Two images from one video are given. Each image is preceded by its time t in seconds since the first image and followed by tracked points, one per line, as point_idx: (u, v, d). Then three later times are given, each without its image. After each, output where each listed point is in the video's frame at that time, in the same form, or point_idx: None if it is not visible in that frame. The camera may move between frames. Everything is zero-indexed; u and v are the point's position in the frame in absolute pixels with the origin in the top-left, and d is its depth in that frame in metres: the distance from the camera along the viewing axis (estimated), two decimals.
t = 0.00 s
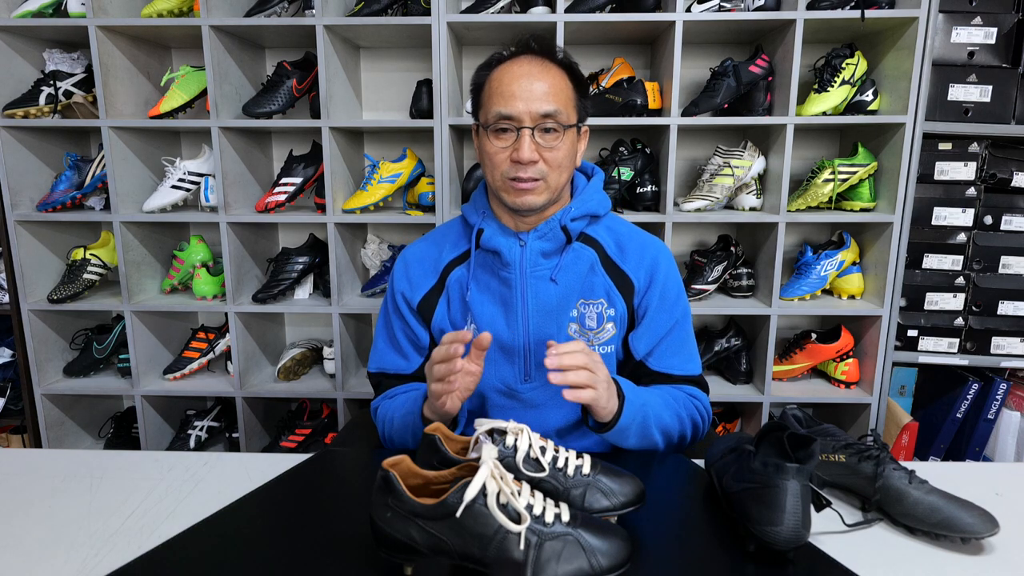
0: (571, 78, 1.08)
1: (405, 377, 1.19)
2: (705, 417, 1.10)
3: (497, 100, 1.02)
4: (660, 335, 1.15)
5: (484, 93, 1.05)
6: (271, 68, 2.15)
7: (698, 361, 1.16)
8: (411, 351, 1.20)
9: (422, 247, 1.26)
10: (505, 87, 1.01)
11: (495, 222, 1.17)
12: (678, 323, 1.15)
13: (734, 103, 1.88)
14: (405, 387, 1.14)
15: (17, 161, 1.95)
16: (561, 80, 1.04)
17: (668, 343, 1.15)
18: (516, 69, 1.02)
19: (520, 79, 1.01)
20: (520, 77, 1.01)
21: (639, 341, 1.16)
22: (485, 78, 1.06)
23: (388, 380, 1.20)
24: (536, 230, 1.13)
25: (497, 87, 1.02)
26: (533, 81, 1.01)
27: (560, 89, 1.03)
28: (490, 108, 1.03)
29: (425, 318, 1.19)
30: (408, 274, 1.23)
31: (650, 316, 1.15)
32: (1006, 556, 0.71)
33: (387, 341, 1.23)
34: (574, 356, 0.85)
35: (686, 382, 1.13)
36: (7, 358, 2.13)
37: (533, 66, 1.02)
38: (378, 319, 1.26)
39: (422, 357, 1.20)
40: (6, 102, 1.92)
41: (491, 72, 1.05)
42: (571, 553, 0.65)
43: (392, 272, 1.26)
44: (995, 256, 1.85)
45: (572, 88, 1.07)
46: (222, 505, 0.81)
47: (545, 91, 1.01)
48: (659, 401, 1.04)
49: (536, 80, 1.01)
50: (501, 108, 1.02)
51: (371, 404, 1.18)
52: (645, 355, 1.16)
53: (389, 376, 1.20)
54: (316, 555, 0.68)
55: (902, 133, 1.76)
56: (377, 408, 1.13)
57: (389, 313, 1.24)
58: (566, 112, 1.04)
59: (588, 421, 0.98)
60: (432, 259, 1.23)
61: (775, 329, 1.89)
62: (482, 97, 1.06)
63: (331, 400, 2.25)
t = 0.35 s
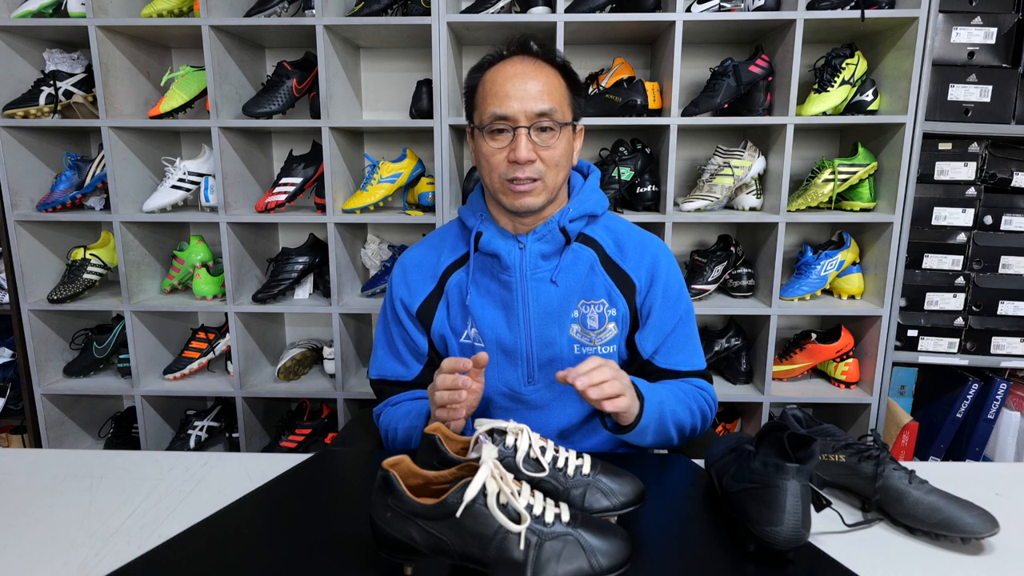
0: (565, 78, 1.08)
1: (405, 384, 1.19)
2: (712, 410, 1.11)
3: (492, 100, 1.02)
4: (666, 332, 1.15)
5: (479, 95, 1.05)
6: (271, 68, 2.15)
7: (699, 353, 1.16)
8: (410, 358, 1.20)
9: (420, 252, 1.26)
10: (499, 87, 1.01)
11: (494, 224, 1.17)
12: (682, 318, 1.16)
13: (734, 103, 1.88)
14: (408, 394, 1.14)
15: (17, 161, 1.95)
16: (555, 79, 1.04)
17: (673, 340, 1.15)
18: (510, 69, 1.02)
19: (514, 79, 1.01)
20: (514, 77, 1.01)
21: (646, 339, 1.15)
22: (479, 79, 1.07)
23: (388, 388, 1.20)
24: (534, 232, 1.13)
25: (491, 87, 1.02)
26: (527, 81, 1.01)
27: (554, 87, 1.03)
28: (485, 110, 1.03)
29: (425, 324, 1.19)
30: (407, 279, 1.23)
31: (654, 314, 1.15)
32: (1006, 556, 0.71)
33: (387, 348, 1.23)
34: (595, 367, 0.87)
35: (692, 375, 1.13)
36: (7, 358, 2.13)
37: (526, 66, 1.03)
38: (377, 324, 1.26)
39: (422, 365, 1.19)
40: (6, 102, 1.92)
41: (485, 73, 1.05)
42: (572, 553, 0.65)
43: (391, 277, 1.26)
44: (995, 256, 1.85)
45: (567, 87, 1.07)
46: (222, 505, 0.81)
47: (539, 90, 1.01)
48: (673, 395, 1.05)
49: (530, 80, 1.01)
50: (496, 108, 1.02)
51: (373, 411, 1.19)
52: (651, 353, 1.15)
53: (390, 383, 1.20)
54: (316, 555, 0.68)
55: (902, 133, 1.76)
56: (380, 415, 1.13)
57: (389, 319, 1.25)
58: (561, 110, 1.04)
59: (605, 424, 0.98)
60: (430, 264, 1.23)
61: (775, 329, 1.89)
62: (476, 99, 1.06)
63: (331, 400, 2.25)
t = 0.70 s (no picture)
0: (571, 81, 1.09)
1: (405, 390, 1.18)
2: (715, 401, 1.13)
3: (518, 111, 1.01)
4: (674, 332, 1.17)
5: (499, 103, 1.03)
6: (271, 68, 2.15)
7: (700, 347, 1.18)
8: (407, 364, 1.20)
9: (419, 257, 1.24)
10: (525, 97, 1.00)
11: (498, 229, 1.16)
12: (686, 316, 1.19)
13: (734, 103, 1.88)
14: (409, 401, 1.14)
15: (17, 161, 1.96)
16: (572, 87, 1.04)
17: (681, 336, 1.17)
18: (531, 78, 1.01)
19: (538, 89, 1.00)
20: (537, 87, 1.00)
21: (658, 335, 1.17)
22: (496, 86, 1.04)
23: (387, 394, 1.19)
24: (542, 237, 1.12)
25: (516, 97, 1.01)
26: (552, 91, 1.01)
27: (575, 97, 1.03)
28: (511, 121, 1.02)
29: (425, 330, 1.18)
30: (405, 284, 1.21)
31: (663, 311, 1.17)
32: (1006, 556, 0.71)
33: (386, 354, 1.23)
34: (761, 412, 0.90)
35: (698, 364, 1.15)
36: (7, 358, 2.13)
37: (547, 74, 1.02)
38: (375, 330, 1.25)
39: (421, 370, 1.19)
40: (6, 102, 1.92)
41: (502, 81, 1.03)
42: (572, 553, 0.65)
43: (389, 282, 1.24)
44: (995, 256, 1.85)
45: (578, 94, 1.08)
46: (222, 504, 0.81)
47: (564, 100, 1.01)
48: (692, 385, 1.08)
49: (553, 90, 1.01)
50: (524, 120, 1.00)
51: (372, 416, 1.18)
52: (665, 349, 1.16)
53: (389, 389, 1.19)
54: (316, 555, 0.68)
55: (902, 133, 1.76)
56: (380, 420, 1.13)
57: (388, 324, 1.23)
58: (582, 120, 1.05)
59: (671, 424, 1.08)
60: (430, 269, 1.21)
61: (775, 329, 1.88)
62: (495, 107, 1.04)
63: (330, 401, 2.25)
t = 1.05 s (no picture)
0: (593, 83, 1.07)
1: (405, 382, 1.18)
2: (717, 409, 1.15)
3: (538, 113, 1.00)
4: (679, 336, 1.19)
5: (519, 102, 1.03)
6: (271, 68, 2.15)
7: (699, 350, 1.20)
8: (410, 355, 1.19)
9: (427, 248, 1.24)
10: (547, 100, 0.99)
11: (508, 225, 1.16)
12: (691, 323, 1.21)
13: (734, 103, 1.88)
14: (410, 393, 1.14)
15: (17, 161, 1.96)
16: (593, 92, 1.04)
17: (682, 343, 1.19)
18: (553, 81, 1.01)
19: (559, 92, 1.00)
20: (559, 90, 1.00)
21: (664, 339, 1.19)
22: (518, 85, 1.04)
23: (388, 386, 1.19)
24: (552, 236, 1.12)
25: (536, 99, 1.01)
26: (573, 95, 1.00)
27: (596, 103, 1.03)
28: (529, 121, 1.01)
29: (430, 323, 1.18)
30: (412, 276, 1.21)
31: (670, 315, 1.18)
32: (1005, 556, 0.71)
33: (388, 345, 1.22)
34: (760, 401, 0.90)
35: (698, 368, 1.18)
36: (7, 358, 2.13)
37: (569, 78, 1.01)
38: (379, 321, 1.25)
39: (423, 363, 1.18)
40: (6, 102, 1.92)
41: (526, 80, 1.02)
42: (572, 553, 0.65)
43: (396, 272, 1.24)
44: (995, 256, 1.85)
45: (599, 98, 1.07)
46: (222, 504, 0.81)
47: (583, 105, 1.01)
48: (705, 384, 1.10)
49: (575, 94, 1.01)
50: (542, 122, 1.00)
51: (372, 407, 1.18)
52: (669, 353, 1.18)
53: (392, 379, 1.19)
54: (316, 555, 0.68)
55: (902, 133, 1.76)
56: (381, 410, 1.13)
57: (392, 315, 1.23)
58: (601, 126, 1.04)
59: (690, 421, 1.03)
60: (437, 262, 1.21)
61: (775, 329, 1.89)
62: (516, 106, 1.04)
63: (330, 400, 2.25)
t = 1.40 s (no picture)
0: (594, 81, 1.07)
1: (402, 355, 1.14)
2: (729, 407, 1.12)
3: (524, 105, 1.01)
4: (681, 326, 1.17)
5: (509, 96, 1.05)
6: (271, 68, 2.15)
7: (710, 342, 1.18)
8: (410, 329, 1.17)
9: (435, 235, 1.27)
10: (533, 92, 1.00)
11: (512, 215, 1.16)
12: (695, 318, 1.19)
13: (734, 103, 1.88)
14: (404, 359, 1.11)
15: (17, 161, 1.96)
16: (587, 87, 1.04)
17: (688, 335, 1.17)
18: (543, 75, 1.02)
19: (547, 85, 1.01)
20: (547, 83, 1.01)
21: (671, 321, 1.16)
22: (510, 80, 1.06)
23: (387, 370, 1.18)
24: (553, 225, 1.12)
25: (524, 91, 1.02)
26: (561, 88, 1.01)
27: (585, 97, 1.03)
28: (516, 113, 1.03)
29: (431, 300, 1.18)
30: (418, 257, 1.23)
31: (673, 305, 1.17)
32: (1005, 556, 0.71)
33: (387, 318, 1.20)
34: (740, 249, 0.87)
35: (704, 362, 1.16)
36: (7, 358, 2.13)
37: (560, 72, 1.02)
38: (380, 298, 1.24)
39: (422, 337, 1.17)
40: (6, 102, 1.92)
41: (517, 75, 1.04)
42: (572, 553, 0.65)
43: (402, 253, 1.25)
44: (995, 256, 1.85)
45: (596, 94, 1.07)
46: (223, 504, 0.81)
47: (571, 98, 1.01)
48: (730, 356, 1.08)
49: (563, 87, 1.01)
50: (528, 113, 1.01)
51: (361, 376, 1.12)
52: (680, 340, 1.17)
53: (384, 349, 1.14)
54: (316, 555, 0.68)
55: (902, 133, 1.76)
56: (369, 378, 1.08)
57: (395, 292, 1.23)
58: (592, 120, 1.04)
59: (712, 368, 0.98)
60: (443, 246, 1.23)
61: (775, 329, 1.89)
62: (506, 100, 1.05)
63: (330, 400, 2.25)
